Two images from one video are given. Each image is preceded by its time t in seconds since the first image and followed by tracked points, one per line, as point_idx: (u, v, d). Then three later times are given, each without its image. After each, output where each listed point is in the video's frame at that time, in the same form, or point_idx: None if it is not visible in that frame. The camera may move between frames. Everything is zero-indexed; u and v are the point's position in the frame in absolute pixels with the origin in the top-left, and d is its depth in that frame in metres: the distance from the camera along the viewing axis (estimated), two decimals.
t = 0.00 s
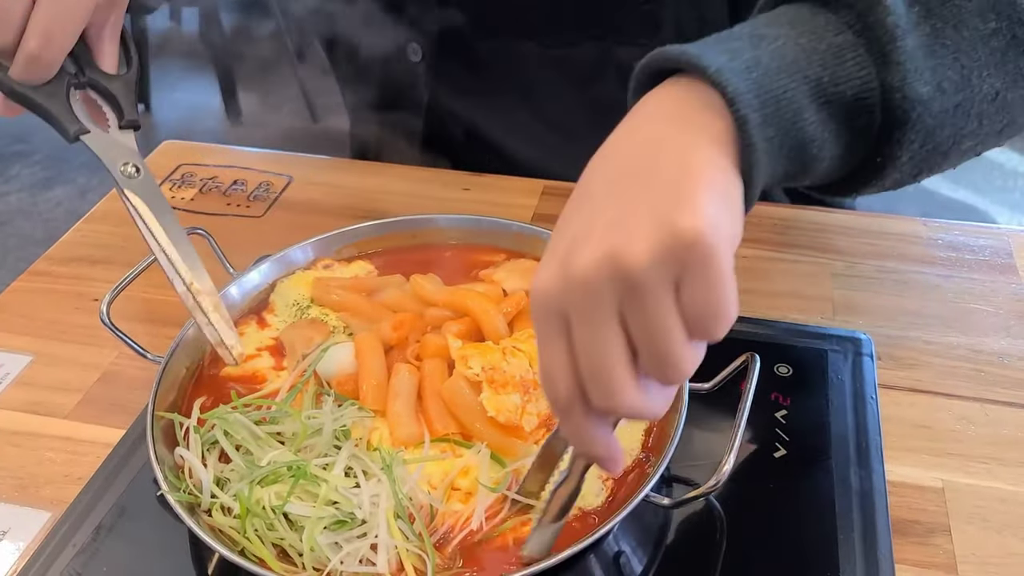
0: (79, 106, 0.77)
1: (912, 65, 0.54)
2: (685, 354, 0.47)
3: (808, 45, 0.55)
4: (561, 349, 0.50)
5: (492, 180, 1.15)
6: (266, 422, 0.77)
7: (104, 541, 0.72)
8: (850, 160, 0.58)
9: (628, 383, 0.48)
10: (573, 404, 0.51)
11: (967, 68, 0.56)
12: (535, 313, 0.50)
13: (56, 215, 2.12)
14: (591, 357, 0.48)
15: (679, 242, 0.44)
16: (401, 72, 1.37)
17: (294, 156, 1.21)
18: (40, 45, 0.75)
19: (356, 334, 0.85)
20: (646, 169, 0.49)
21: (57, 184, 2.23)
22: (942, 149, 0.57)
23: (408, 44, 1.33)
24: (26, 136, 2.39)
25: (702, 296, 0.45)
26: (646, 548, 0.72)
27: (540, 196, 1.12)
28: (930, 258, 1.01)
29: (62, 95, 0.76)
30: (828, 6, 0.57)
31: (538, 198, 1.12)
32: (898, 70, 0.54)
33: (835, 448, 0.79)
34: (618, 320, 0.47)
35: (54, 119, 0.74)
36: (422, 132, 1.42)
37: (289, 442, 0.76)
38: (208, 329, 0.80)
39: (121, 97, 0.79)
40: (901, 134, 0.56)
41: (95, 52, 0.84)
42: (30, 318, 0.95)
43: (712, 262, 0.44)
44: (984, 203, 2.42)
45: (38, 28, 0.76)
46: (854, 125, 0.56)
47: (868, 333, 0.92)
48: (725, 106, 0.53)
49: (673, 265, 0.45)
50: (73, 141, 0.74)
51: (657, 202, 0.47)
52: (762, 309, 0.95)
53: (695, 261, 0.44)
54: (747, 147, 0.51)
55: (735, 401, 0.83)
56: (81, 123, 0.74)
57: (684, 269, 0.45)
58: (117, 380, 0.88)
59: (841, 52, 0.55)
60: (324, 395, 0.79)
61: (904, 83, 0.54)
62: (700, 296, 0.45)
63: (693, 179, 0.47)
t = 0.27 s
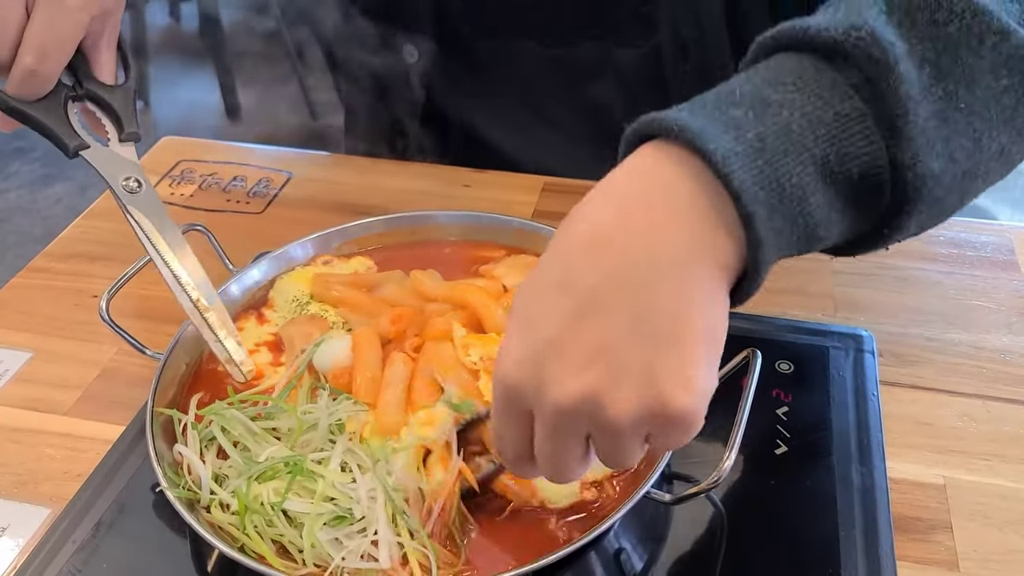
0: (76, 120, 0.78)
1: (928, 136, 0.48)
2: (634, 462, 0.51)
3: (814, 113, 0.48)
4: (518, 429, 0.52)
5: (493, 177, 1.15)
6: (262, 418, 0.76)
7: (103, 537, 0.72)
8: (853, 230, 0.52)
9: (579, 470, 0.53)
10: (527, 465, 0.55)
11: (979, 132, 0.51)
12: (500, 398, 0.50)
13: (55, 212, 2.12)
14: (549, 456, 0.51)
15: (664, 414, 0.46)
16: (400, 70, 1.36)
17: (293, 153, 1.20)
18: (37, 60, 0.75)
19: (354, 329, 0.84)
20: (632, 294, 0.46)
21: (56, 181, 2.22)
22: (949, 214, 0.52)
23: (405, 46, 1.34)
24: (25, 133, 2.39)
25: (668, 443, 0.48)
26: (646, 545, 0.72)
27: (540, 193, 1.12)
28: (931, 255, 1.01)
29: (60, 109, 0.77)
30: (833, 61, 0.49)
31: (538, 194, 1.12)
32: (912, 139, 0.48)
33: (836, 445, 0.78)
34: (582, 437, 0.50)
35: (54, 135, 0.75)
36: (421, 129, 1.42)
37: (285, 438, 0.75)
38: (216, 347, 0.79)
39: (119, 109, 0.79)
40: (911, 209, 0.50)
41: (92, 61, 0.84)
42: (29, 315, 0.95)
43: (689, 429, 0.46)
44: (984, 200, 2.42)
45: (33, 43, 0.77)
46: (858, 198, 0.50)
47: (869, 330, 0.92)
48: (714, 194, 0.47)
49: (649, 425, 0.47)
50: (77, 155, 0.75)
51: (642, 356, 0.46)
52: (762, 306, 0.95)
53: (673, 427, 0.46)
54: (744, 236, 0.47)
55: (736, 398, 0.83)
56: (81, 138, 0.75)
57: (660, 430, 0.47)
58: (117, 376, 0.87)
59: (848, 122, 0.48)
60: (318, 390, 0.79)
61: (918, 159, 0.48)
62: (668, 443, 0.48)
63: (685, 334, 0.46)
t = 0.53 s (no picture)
0: (81, 111, 0.78)
1: (929, 74, 0.55)
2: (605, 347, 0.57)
3: (825, 44, 0.57)
4: (505, 295, 0.57)
5: (493, 171, 1.15)
6: (257, 412, 0.76)
7: (103, 532, 0.72)
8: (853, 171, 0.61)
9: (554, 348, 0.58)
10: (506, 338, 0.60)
11: (985, 80, 0.57)
12: (496, 262, 0.56)
13: (54, 208, 2.12)
14: (530, 325, 0.57)
15: (648, 295, 0.51)
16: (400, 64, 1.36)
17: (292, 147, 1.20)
18: (40, 53, 0.75)
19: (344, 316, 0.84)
20: (635, 181, 0.53)
21: (55, 177, 2.22)
22: (954, 157, 0.59)
23: (406, 42, 1.31)
24: (23, 129, 2.38)
25: (641, 326, 0.54)
26: (647, 539, 0.72)
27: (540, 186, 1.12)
28: (932, 249, 1.01)
29: (64, 101, 0.76)
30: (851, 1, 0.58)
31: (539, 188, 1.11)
32: (913, 77, 0.55)
33: (837, 439, 0.78)
34: (564, 310, 0.55)
35: (60, 126, 0.74)
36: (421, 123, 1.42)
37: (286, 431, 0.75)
38: (224, 325, 0.79)
39: (124, 98, 0.79)
40: (910, 143, 0.58)
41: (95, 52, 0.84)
42: (28, 309, 0.95)
43: (665, 312, 0.52)
44: (984, 196, 2.42)
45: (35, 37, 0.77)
46: (863, 131, 0.58)
47: (870, 324, 0.91)
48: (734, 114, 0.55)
49: (630, 303, 0.52)
50: (81, 146, 0.74)
51: (633, 239, 0.52)
52: (763, 300, 0.95)
53: (651, 306, 0.52)
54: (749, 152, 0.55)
55: (737, 393, 0.83)
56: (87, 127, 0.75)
57: (637, 307, 0.52)
58: (117, 370, 0.87)
59: (856, 55, 0.57)
60: (309, 378, 0.79)
61: (917, 95, 0.56)
62: (641, 327, 0.54)
63: (675, 227, 0.52)
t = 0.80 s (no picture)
0: (104, 95, 0.80)
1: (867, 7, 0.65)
2: (577, 232, 0.68)
3: None
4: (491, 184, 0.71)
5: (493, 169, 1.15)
6: (262, 409, 0.76)
7: (105, 529, 0.72)
8: (800, 101, 0.72)
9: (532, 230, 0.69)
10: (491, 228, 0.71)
11: (927, 20, 0.66)
12: (484, 153, 0.70)
13: (54, 205, 2.12)
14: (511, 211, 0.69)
15: (606, 166, 0.63)
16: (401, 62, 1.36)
17: (293, 145, 1.20)
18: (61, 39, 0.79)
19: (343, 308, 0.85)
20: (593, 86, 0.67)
21: (55, 175, 2.22)
22: (894, 92, 0.68)
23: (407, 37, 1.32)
24: (24, 126, 2.38)
25: (603, 201, 0.65)
26: (647, 536, 0.72)
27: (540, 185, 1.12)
28: (932, 247, 1.01)
29: (87, 86, 0.79)
30: None
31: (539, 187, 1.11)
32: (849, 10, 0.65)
33: (837, 436, 0.79)
34: (536, 193, 0.68)
35: (84, 110, 0.77)
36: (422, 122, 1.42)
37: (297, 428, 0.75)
38: (252, 300, 0.77)
39: (143, 80, 0.81)
40: (849, 71, 0.67)
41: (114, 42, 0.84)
42: (30, 307, 0.95)
43: (621, 185, 0.64)
44: (984, 194, 2.43)
45: (59, 24, 0.80)
46: (808, 59, 0.68)
47: (870, 322, 0.92)
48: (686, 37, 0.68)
49: (591, 174, 0.64)
50: (105, 128, 0.77)
51: (595, 127, 0.64)
52: (763, 298, 0.95)
53: (608, 176, 0.64)
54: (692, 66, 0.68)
55: (736, 391, 0.83)
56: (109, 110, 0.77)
57: (597, 181, 0.64)
58: (118, 368, 0.88)
59: None
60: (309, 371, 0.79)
61: (852, 26, 0.66)
62: (603, 202, 0.65)
63: (625, 115, 0.65)
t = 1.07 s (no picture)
0: (110, 89, 0.80)
1: None
2: (603, 148, 0.71)
3: None
4: (518, 119, 0.75)
5: (492, 165, 1.15)
6: (264, 406, 0.76)
7: (104, 526, 0.72)
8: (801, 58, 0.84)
9: (563, 159, 0.72)
10: (523, 169, 0.74)
11: None
12: (510, 91, 0.75)
13: (54, 201, 2.12)
14: (539, 134, 0.72)
15: (623, 55, 0.68)
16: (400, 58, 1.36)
17: (292, 141, 1.20)
18: (65, 33, 0.79)
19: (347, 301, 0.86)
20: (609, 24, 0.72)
21: (55, 170, 2.22)
22: (892, 46, 0.80)
23: (406, 32, 1.32)
24: (23, 122, 2.38)
25: (627, 99, 0.69)
26: (645, 532, 0.72)
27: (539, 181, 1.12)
28: (931, 244, 1.01)
29: (92, 79, 0.79)
30: None
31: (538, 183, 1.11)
32: None
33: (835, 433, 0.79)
34: (562, 112, 0.72)
35: (90, 104, 0.77)
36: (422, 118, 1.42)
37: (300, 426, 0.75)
38: (258, 284, 0.75)
39: (148, 72, 0.80)
40: (847, 20, 0.80)
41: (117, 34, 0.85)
42: (29, 304, 0.95)
43: (639, 75, 0.68)
44: (983, 190, 2.43)
45: (64, 19, 0.80)
46: (810, 6, 0.80)
47: (869, 318, 0.92)
48: None
49: (613, 75, 0.69)
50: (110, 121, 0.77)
51: (608, 35, 0.71)
52: (762, 295, 0.95)
53: (631, 73, 0.68)
54: (699, 37, 0.76)
55: (734, 388, 0.83)
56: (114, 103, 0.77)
57: (618, 75, 0.69)
58: (117, 365, 0.88)
59: None
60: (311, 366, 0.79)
61: None
62: (625, 102, 0.70)
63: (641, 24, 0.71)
